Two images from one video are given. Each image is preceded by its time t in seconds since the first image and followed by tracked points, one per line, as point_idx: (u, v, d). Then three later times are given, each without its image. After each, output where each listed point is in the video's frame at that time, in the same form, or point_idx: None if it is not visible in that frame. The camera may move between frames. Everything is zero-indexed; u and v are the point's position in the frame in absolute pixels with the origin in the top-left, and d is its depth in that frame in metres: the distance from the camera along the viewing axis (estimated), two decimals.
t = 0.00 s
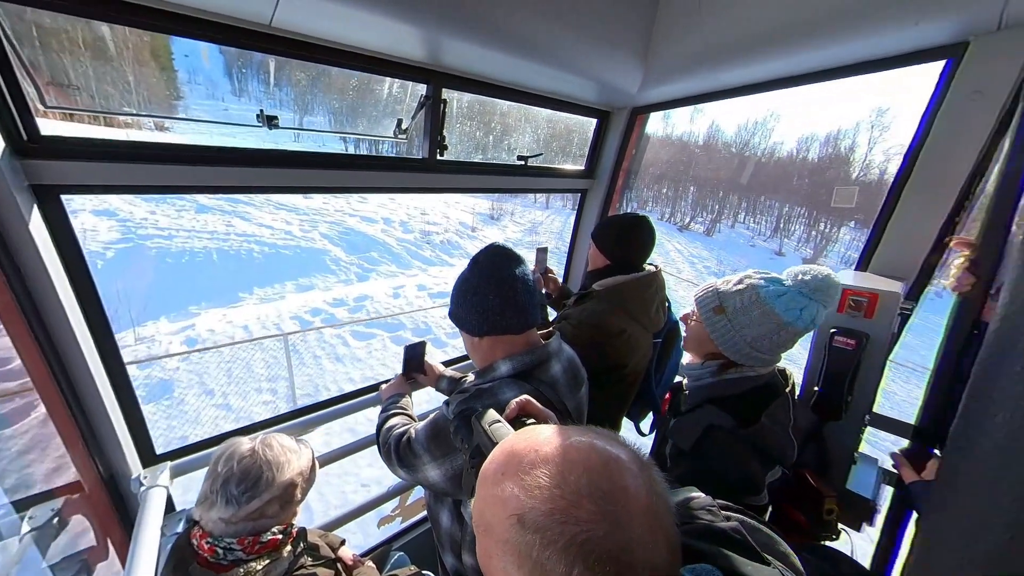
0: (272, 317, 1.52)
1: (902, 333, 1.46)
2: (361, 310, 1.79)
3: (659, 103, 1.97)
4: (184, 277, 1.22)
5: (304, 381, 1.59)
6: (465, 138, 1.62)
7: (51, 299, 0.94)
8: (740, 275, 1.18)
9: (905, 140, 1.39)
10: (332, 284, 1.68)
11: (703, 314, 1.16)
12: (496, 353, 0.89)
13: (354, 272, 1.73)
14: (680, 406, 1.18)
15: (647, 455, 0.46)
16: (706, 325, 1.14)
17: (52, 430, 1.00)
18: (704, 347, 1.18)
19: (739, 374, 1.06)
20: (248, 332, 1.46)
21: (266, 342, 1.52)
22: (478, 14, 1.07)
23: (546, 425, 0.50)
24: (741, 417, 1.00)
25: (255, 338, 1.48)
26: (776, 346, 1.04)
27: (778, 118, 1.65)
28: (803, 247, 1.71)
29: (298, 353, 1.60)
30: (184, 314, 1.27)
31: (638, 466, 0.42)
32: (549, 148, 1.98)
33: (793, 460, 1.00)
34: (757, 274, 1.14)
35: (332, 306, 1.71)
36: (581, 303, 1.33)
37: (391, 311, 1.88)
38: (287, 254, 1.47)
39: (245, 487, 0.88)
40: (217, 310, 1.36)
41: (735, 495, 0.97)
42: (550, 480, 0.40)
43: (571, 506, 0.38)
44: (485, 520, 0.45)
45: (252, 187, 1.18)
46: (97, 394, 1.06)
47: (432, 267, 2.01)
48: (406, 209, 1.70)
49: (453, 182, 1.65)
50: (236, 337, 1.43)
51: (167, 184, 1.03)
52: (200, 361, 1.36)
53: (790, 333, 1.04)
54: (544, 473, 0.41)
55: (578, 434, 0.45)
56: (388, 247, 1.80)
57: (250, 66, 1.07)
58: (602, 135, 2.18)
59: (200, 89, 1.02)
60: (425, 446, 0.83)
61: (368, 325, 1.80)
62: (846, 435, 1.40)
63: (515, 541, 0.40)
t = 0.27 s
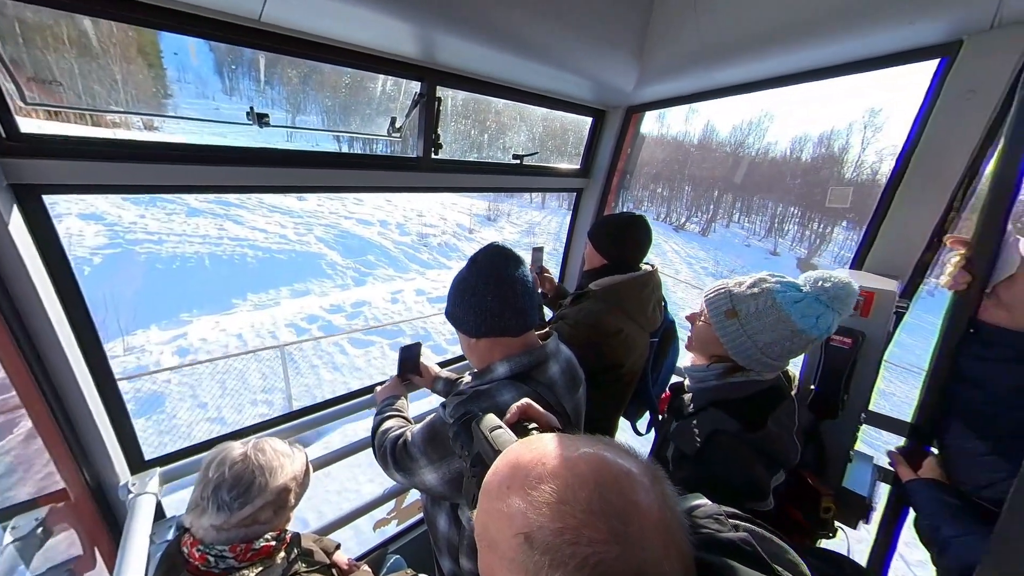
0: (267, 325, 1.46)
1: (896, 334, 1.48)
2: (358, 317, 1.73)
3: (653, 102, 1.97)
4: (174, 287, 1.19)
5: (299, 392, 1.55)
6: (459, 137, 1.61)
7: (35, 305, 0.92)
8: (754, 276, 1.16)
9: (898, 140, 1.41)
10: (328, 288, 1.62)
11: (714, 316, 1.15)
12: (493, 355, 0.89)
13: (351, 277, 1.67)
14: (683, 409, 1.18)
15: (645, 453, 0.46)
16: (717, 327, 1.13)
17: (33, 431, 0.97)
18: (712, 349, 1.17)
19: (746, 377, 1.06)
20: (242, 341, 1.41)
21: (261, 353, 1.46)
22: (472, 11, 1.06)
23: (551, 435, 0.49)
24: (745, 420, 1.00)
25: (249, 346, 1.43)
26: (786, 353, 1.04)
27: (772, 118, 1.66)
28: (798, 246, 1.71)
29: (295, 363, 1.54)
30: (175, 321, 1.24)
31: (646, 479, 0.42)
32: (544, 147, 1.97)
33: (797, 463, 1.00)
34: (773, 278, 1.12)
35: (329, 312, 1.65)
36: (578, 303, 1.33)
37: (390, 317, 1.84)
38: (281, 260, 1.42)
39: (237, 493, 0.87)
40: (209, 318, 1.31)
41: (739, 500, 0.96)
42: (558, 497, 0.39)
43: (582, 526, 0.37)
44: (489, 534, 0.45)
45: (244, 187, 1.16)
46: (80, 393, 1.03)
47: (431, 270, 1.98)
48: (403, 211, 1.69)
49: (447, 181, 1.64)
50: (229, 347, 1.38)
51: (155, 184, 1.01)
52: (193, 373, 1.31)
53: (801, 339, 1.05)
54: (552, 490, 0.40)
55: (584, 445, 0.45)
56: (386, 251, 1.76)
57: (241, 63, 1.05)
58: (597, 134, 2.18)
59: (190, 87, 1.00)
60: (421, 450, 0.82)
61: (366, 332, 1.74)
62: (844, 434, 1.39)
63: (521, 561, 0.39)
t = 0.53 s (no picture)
0: (265, 332, 1.44)
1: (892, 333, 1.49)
2: (357, 322, 1.72)
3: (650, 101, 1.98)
4: (166, 292, 1.18)
5: (298, 401, 1.54)
6: (456, 136, 1.60)
7: (23, 307, 0.91)
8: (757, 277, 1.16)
9: (893, 140, 1.42)
10: (326, 293, 1.61)
11: (716, 317, 1.15)
12: (492, 356, 0.89)
13: (349, 281, 1.66)
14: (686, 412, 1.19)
15: (654, 456, 0.46)
16: (720, 328, 1.13)
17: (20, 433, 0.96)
18: (716, 350, 1.17)
19: (751, 379, 1.06)
20: (239, 349, 1.39)
21: (260, 363, 1.44)
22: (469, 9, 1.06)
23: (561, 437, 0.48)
24: (751, 424, 1.00)
25: (247, 355, 1.41)
26: (790, 353, 1.04)
27: (768, 117, 1.67)
28: (795, 246, 1.72)
29: (294, 372, 1.52)
30: (169, 328, 1.22)
31: (658, 483, 0.41)
32: (541, 146, 1.97)
33: (802, 465, 1.00)
34: (774, 277, 1.13)
35: (328, 318, 1.63)
36: (575, 303, 1.33)
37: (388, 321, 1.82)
38: (278, 264, 1.41)
39: (233, 496, 0.86)
40: (205, 325, 1.30)
41: (744, 502, 0.97)
42: (569, 502, 0.39)
43: (594, 532, 0.36)
44: (495, 539, 0.44)
45: (239, 186, 1.15)
46: (70, 393, 1.01)
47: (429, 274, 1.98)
48: (401, 213, 1.69)
49: (444, 180, 1.63)
50: (226, 354, 1.36)
51: (147, 184, 1.00)
52: (188, 384, 1.29)
53: (806, 339, 1.04)
54: (562, 495, 0.39)
55: (594, 449, 0.44)
56: (385, 253, 1.75)
57: (235, 62, 1.04)
58: (593, 134, 2.18)
59: (184, 87, 0.99)
60: (419, 450, 0.82)
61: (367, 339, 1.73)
62: (842, 432, 1.40)
63: (529, 568, 0.38)
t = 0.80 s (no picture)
0: (263, 339, 1.44)
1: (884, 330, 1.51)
2: (358, 328, 1.71)
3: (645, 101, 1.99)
4: (161, 298, 1.18)
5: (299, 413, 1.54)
6: (452, 135, 1.60)
7: (17, 304, 0.90)
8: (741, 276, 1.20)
9: (885, 139, 1.44)
10: (326, 298, 1.60)
11: (706, 316, 1.17)
12: (489, 354, 0.90)
13: (348, 284, 1.65)
14: (682, 411, 1.21)
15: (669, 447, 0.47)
16: (710, 325, 1.15)
17: (15, 434, 0.95)
18: (709, 348, 1.18)
19: (748, 376, 1.07)
20: (236, 356, 1.38)
21: (259, 374, 1.43)
22: (466, 8, 1.06)
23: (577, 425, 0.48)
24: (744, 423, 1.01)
25: (246, 363, 1.41)
26: (779, 345, 1.05)
27: (766, 117, 1.66)
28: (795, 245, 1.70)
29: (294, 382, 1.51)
30: (163, 335, 1.22)
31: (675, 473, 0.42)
32: (538, 145, 1.97)
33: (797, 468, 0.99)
34: (757, 274, 1.16)
35: (328, 324, 1.63)
36: (572, 302, 1.33)
37: (388, 326, 1.82)
38: (276, 268, 1.40)
39: (230, 495, 0.86)
40: (201, 332, 1.29)
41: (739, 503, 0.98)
42: (589, 497, 0.39)
43: (617, 529, 0.37)
44: (510, 526, 0.45)
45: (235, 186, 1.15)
46: (65, 394, 1.00)
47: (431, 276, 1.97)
48: (400, 214, 1.69)
49: (441, 180, 1.63)
50: (223, 363, 1.36)
51: (141, 184, 0.99)
52: (185, 397, 1.29)
53: (794, 331, 1.05)
54: (583, 490, 0.39)
55: (609, 439, 0.44)
56: (384, 257, 1.73)
57: (229, 61, 1.04)
58: (589, 133, 2.19)
59: (178, 86, 0.99)
60: (416, 449, 0.82)
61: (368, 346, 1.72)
62: (834, 428, 1.42)
63: (549, 559, 0.40)
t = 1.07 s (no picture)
0: (264, 347, 1.43)
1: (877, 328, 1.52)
2: (359, 334, 1.69)
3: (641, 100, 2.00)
4: (158, 304, 1.17)
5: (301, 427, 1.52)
6: (449, 135, 1.60)
7: (13, 302, 0.90)
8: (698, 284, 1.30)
9: (879, 138, 1.45)
10: (326, 302, 1.59)
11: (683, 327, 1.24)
12: (486, 352, 0.90)
13: (349, 287, 1.63)
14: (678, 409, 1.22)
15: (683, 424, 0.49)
16: (685, 331, 1.22)
17: (11, 433, 0.94)
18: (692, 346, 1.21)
19: (744, 372, 1.07)
20: (236, 364, 1.37)
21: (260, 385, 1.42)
22: (462, 8, 1.07)
23: (593, 402, 0.50)
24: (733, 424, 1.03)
25: (246, 373, 1.40)
26: (747, 329, 1.11)
27: (764, 117, 1.66)
28: (796, 245, 1.70)
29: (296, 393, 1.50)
30: (161, 343, 1.21)
31: (694, 451, 0.44)
32: (534, 145, 1.98)
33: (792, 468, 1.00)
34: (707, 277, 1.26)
35: (329, 330, 1.61)
36: (569, 300, 1.34)
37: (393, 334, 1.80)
38: (275, 272, 1.39)
39: (228, 494, 0.86)
40: (200, 340, 1.29)
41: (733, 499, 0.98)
42: (611, 473, 0.42)
43: (635, 501, 0.40)
44: (525, 500, 0.48)
45: (231, 185, 1.15)
46: (61, 391, 1.00)
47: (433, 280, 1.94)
48: (400, 216, 1.69)
49: (437, 180, 1.63)
50: (222, 373, 1.35)
51: (135, 183, 0.99)
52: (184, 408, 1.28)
53: (755, 314, 1.12)
54: (602, 465, 0.42)
55: (623, 414, 0.47)
56: (383, 260, 1.72)
57: (225, 60, 1.04)
58: (586, 133, 2.19)
59: (173, 86, 0.99)
60: (414, 446, 0.82)
61: (370, 354, 1.70)
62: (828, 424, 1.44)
63: (563, 527, 0.43)
